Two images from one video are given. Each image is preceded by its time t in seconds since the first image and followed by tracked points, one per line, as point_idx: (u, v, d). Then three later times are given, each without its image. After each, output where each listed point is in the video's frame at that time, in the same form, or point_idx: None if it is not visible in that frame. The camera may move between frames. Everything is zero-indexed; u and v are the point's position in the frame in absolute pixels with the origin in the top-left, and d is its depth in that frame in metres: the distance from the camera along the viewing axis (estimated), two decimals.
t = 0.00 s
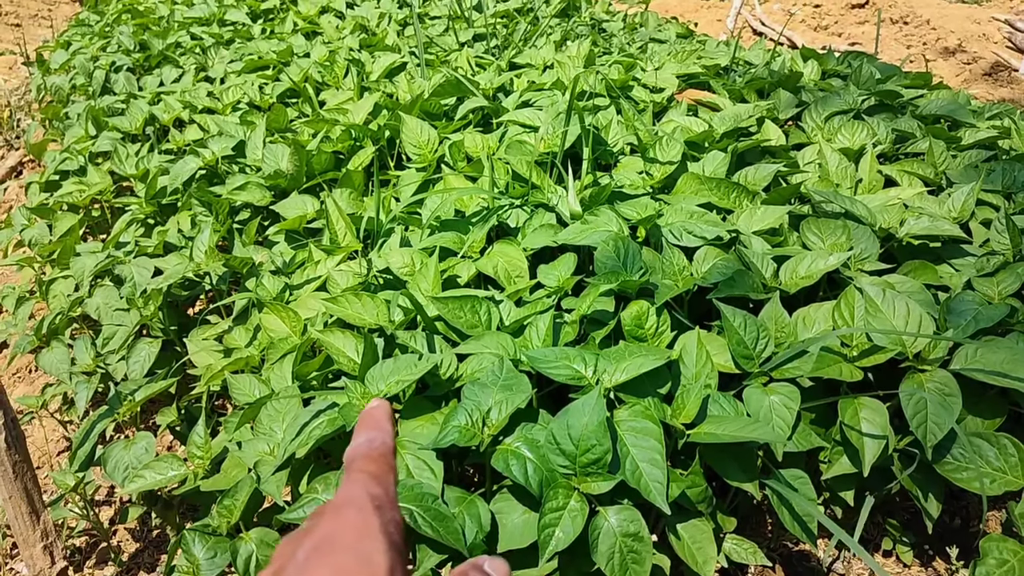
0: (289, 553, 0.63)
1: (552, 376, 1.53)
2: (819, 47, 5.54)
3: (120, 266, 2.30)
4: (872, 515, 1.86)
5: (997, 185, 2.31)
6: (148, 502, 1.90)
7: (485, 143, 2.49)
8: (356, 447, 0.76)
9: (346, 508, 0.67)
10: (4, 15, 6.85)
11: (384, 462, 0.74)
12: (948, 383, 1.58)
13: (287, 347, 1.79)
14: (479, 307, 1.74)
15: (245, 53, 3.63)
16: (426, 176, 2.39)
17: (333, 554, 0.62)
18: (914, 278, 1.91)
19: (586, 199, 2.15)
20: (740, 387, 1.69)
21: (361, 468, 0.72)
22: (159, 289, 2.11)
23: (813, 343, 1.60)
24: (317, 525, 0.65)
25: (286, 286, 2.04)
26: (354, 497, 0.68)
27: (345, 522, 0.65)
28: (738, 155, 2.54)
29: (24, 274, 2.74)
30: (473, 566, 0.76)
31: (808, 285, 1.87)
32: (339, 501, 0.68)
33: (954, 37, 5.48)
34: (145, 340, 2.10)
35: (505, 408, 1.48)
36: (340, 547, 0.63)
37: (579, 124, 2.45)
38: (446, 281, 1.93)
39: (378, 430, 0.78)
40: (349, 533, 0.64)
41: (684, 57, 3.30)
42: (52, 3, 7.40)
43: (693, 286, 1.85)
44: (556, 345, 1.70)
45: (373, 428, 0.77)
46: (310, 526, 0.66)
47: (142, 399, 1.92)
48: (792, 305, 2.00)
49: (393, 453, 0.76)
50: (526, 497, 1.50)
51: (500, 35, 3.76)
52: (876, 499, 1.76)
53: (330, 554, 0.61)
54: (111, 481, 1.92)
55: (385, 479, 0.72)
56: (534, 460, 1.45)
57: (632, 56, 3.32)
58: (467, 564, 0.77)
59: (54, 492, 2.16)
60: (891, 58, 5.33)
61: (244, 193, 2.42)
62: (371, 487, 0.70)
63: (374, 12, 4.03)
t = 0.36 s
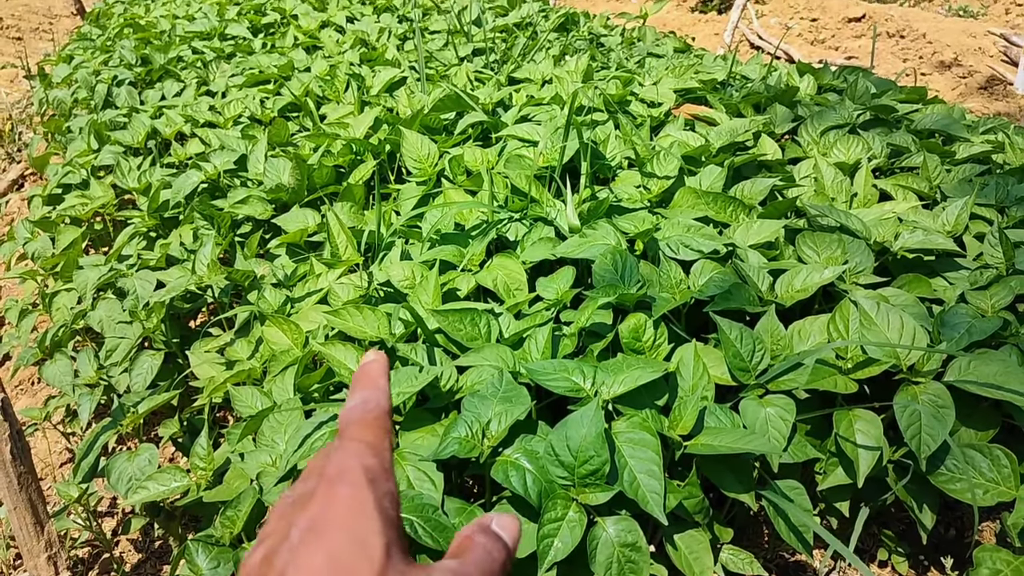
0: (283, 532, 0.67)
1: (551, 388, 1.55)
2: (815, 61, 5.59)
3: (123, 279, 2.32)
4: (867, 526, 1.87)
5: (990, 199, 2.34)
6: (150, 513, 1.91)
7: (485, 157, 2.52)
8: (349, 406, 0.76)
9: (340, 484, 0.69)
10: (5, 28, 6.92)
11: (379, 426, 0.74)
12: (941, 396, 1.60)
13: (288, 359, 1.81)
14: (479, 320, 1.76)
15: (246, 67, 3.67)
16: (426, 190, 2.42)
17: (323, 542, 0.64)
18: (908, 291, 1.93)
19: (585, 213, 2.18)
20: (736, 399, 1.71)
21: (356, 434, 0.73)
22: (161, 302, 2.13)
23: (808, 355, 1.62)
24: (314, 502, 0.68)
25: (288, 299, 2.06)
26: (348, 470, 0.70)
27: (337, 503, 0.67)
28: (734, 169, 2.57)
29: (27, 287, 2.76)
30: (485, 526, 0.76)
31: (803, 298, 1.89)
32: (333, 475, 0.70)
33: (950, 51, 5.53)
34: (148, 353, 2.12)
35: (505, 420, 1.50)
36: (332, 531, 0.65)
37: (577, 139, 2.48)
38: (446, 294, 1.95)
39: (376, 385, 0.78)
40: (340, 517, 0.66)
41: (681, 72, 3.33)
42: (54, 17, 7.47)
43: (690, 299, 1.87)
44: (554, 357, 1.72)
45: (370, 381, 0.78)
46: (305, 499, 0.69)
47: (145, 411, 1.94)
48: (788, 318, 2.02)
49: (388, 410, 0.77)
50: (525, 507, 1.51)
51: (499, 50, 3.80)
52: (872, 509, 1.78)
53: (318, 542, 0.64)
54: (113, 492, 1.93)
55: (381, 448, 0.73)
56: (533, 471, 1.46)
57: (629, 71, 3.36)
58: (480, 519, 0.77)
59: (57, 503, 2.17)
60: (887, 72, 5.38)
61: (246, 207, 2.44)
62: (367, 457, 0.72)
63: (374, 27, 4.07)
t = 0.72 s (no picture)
0: (265, 507, 0.77)
1: (547, 406, 1.57)
2: (810, 78, 5.64)
3: (123, 300, 2.34)
4: (863, 541, 1.89)
5: (982, 216, 2.37)
6: (150, 533, 1.92)
7: (482, 176, 2.55)
8: (316, 369, 0.83)
9: (314, 452, 0.77)
10: (6, 50, 6.98)
11: (346, 389, 0.81)
12: (933, 412, 1.61)
13: (287, 378, 1.83)
14: (476, 338, 1.78)
15: (246, 88, 3.71)
16: (424, 210, 2.44)
17: (299, 511, 0.74)
18: (900, 307, 1.96)
19: (580, 231, 2.20)
20: (731, 415, 1.73)
21: (325, 401, 0.80)
22: (162, 322, 2.15)
23: (801, 372, 1.64)
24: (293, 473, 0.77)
25: (287, 318, 2.08)
26: (319, 438, 0.78)
27: (311, 473, 0.76)
28: (729, 188, 2.60)
29: (28, 307, 2.78)
30: (477, 462, 0.80)
31: (797, 315, 1.91)
32: (306, 446, 0.78)
33: (944, 67, 5.58)
34: (148, 373, 2.13)
35: (502, 438, 1.51)
36: (308, 500, 0.74)
37: (573, 158, 2.50)
38: (443, 313, 1.97)
39: (340, 351, 0.84)
40: (315, 485, 0.75)
41: (676, 90, 3.37)
42: (55, 38, 7.55)
43: (685, 317, 1.89)
44: (551, 375, 1.74)
45: (334, 346, 0.85)
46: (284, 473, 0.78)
47: (145, 431, 1.96)
48: (782, 334, 2.04)
49: (356, 369, 0.84)
50: (521, 525, 1.51)
51: (496, 69, 3.84)
52: (867, 525, 1.79)
53: (295, 512, 0.74)
54: (114, 512, 1.95)
55: (350, 411, 0.80)
56: (530, 488, 1.48)
57: (625, 90, 3.40)
58: (475, 454, 0.81)
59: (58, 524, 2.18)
60: (881, 89, 5.43)
61: (245, 227, 2.47)
62: (340, 421, 0.79)
63: (373, 47, 4.12)
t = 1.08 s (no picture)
0: (261, 527, 0.79)
1: (546, 409, 1.58)
2: (809, 82, 5.66)
3: (124, 304, 2.35)
4: (862, 542, 1.89)
5: (980, 219, 2.37)
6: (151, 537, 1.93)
7: (481, 180, 2.56)
8: (315, 398, 0.88)
9: (314, 472, 0.81)
10: (7, 56, 7.00)
11: (345, 414, 0.86)
12: (931, 413, 1.62)
13: (287, 382, 1.84)
14: (475, 341, 1.79)
15: (246, 93, 3.72)
16: (424, 214, 2.45)
17: (299, 527, 0.77)
18: (898, 310, 1.96)
19: (579, 235, 2.21)
20: (730, 418, 1.73)
21: (324, 424, 0.85)
22: (162, 326, 2.15)
23: (799, 374, 1.65)
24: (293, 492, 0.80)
25: (288, 322, 2.08)
26: (319, 460, 0.82)
27: (310, 492, 0.79)
28: (727, 191, 2.60)
29: (29, 312, 2.78)
30: (473, 488, 0.85)
31: (795, 318, 1.92)
32: (305, 467, 0.82)
33: (943, 70, 5.59)
34: (149, 377, 2.14)
35: (501, 441, 1.52)
36: (309, 516, 0.77)
37: (572, 162, 2.51)
38: (443, 316, 1.98)
39: (339, 377, 0.89)
40: (315, 503, 0.78)
41: (675, 94, 3.38)
42: (56, 44, 7.58)
43: (684, 320, 1.90)
44: (550, 378, 1.75)
45: (332, 374, 0.89)
46: (281, 494, 0.81)
47: (146, 435, 1.96)
48: (780, 337, 2.04)
49: (354, 400, 0.88)
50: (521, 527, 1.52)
51: (496, 74, 3.85)
52: (865, 526, 1.80)
53: (296, 527, 0.77)
54: (114, 515, 1.95)
55: (349, 433, 0.85)
56: (529, 491, 1.48)
57: (624, 94, 3.41)
58: (470, 480, 0.87)
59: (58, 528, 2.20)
60: (880, 92, 5.44)
61: (246, 231, 2.48)
62: (340, 444, 0.83)
63: (373, 52, 4.13)
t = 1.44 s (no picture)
0: (271, 524, 0.76)
1: (555, 412, 1.57)
2: (811, 82, 5.65)
3: (129, 307, 2.35)
4: (871, 544, 1.88)
5: (986, 219, 2.36)
6: (158, 541, 1.93)
7: (486, 183, 2.56)
8: (325, 392, 0.82)
9: (323, 468, 0.77)
10: (8, 59, 7.01)
11: (355, 409, 0.80)
12: (940, 415, 1.61)
13: (293, 385, 1.83)
14: (482, 344, 1.78)
15: (249, 96, 3.72)
16: (428, 216, 2.45)
17: (308, 527, 0.73)
18: (905, 311, 1.96)
19: (585, 237, 2.21)
20: (738, 420, 1.73)
21: (333, 417, 0.80)
22: (168, 330, 2.15)
23: (808, 376, 1.64)
24: (302, 487, 0.77)
25: (293, 325, 2.08)
26: (329, 456, 0.77)
27: (319, 489, 0.76)
28: (732, 192, 2.60)
29: (34, 316, 2.78)
30: (487, 483, 0.81)
31: (802, 319, 1.91)
32: (314, 462, 0.78)
33: (945, 70, 5.59)
34: (154, 380, 2.14)
35: (509, 444, 1.51)
36: (319, 516, 0.74)
37: (576, 164, 2.51)
38: (449, 319, 1.97)
39: (348, 366, 0.84)
40: (325, 501, 0.75)
41: (678, 95, 3.38)
42: (57, 47, 7.59)
43: (691, 322, 1.90)
44: (557, 380, 1.74)
45: (340, 362, 0.84)
46: (291, 490, 0.78)
47: (152, 438, 1.96)
48: (787, 338, 2.04)
49: (364, 390, 0.83)
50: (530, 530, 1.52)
51: (498, 75, 3.85)
52: (874, 529, 1.79)
53: (304, 526, 0.74)
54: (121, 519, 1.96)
55: (360, 428, 0.80)
56: (538, 494, 1.48)
57: (627, 95, 3.41)
58: (481, 476, 0.82)
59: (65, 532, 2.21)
60: (882, 92, 5.43)
61: (250, 234, 2.47)
62: (349, 438, 0.79)
63: (375, 54, 4.13)
